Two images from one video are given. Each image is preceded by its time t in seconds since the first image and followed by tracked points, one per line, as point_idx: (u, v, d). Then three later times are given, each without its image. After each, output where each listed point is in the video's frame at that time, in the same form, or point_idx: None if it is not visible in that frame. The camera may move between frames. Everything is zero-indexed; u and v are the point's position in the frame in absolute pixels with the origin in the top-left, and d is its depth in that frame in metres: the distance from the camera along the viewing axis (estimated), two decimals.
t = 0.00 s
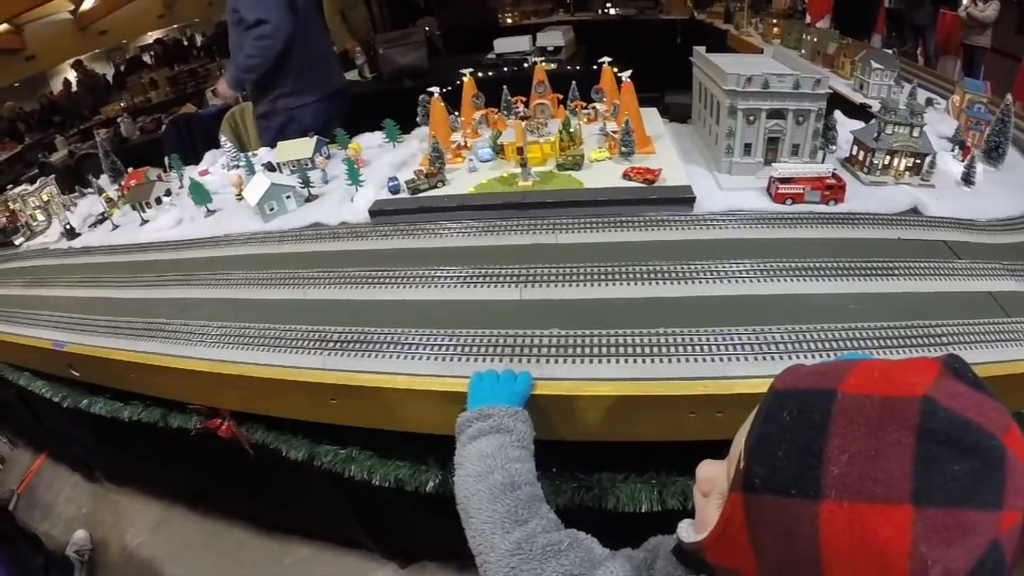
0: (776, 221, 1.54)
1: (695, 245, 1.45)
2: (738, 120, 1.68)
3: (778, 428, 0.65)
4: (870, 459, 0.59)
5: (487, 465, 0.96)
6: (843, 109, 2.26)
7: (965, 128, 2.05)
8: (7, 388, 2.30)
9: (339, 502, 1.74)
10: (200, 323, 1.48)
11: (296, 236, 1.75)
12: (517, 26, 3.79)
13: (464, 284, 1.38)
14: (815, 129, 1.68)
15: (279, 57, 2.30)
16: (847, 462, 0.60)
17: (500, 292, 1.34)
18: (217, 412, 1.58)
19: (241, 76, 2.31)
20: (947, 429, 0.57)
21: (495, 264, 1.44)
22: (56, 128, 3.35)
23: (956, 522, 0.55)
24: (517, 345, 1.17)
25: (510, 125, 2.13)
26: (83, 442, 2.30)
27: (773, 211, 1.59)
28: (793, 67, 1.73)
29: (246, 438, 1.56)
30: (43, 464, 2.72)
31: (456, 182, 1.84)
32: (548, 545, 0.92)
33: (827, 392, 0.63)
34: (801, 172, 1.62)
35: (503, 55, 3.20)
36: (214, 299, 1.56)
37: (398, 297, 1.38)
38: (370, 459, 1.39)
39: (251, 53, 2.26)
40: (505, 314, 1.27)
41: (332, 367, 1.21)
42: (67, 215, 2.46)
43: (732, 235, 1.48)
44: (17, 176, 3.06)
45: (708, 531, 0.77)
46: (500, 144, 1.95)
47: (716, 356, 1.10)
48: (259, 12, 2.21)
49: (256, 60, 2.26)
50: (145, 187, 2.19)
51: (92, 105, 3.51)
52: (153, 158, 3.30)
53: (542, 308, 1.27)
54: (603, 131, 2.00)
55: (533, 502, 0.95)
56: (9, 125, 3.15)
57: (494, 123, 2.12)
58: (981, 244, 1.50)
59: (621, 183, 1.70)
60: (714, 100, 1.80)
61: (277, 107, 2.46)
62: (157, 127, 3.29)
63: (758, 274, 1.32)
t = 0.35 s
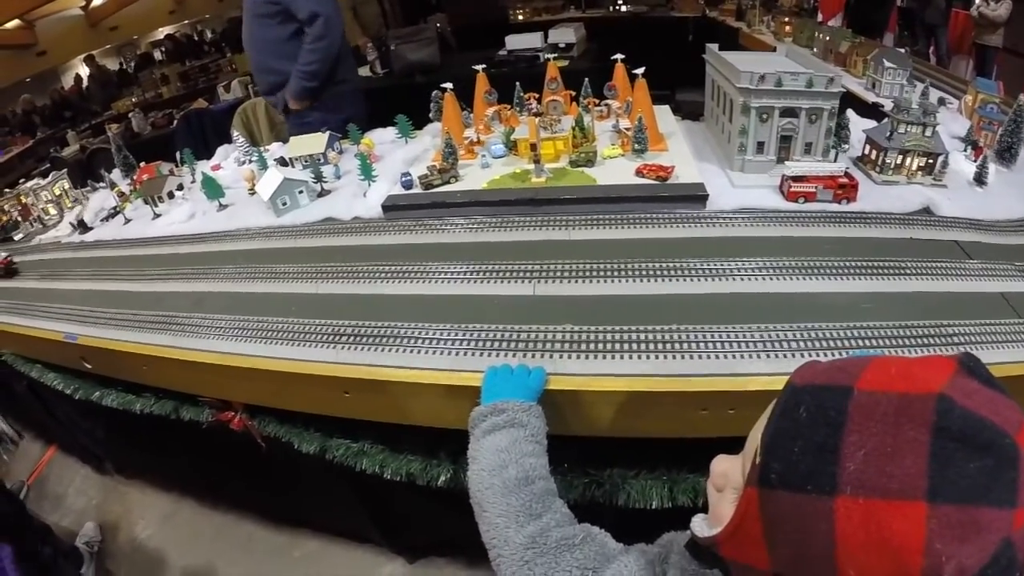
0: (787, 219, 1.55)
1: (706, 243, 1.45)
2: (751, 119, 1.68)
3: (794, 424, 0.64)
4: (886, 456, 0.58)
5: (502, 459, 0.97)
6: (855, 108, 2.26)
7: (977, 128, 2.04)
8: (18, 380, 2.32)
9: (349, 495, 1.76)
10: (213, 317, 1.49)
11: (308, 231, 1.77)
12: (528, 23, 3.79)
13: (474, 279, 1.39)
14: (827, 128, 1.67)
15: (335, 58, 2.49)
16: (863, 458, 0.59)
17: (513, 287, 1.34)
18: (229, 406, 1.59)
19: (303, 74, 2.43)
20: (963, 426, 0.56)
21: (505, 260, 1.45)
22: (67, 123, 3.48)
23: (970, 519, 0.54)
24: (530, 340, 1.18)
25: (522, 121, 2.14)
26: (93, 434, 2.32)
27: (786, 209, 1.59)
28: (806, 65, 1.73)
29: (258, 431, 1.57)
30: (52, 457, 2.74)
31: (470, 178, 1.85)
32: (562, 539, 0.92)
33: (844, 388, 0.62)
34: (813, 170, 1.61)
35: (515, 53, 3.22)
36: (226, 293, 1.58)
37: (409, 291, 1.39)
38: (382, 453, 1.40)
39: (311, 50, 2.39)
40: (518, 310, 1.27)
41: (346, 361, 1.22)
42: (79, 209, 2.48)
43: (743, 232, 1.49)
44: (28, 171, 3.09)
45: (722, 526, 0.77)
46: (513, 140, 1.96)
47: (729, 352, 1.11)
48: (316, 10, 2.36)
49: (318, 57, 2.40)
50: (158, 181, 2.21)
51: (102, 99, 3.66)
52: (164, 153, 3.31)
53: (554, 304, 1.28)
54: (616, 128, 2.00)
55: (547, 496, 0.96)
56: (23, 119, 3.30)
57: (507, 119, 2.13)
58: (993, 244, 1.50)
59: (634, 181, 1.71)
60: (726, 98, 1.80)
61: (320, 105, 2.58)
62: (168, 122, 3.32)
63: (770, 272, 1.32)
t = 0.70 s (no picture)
0: (798, 216, 1.54)
1: (716, 240, 1.44)
2: (761, 115, 1.68)
3: (810, 429, 0.63)
4: (903, 462, 0.57)
5: (513, 458, 0.97)
6: (865, 105, 2.25)
7: (987, 125, 2.03)
8: (30, 375, 2.34)
9: (357, 491, 1.76)
10: (224, 313, 1.50)
11: (318, 227, 1.78)
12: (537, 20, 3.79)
13: (484, 275, 1.40)
14: (838, 125, 1.67)
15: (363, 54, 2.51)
16: (880, 464, 0.58)
17: (524, 283, 1.35)
18: (240, 401, 1.61)
19: (334, 72, 2.46)
20: (981, 433, 0.54)
21: (515, 256, 1.46)
22: (77, 120, 3.51)
23: (986, 527, 0.51)
24: (540, 336, 1.18)
25: (532, 117, 2.14)
26: (103, 429, 2.34)
27: (797, 206, 1.59)
28: (818, 62, 1.72)
29: (269, 426, 1.58)
30: (63, 450, 2.77)
31: (479, 174, 1.85)
32: (573, 539, 0.92)
33: (861, 392, 0.61)
34: (824, 167, 1.61)
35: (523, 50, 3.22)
36: (237, 288, 1.59)
37: (420, 287, 1.40)
38: (392, 448, 1.40)
39: (342, 48, 2.42)
40: (530, 306, 1.28)
41: (357, 356, 1.22)
42: (88, 205, 2.49)
43: (752, 229, 1.48)
44: (39, 167, 3.12)
45: (738, 527, 0.77)
46: (523, 137, 1.96)
47: (741, 349, 1.11)
48: (345, 5, 2.38)
49: (348, 55, 2.43)
50: (168, 177, 2.22)
51: (111, 96, 3.69)
52: (173, 150, 3.33)
53: (564, 300, 1.28)
54: (626, 124, 2.00)
55: (558, 496, 0.96)
56: (33, 115, 3.34)
57: (517, 115, 2.14)
58: (1004, 241, 1.48)
59: (643, 177, 1.71)
60: (737, 94, 1.80)
61: (346, 101, 2.62)
62: (177, 119, 3.34)
63: (781, 269, 1.32)
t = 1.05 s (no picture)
0: (805, 217, 1.54)
1: (723, 242, 1.45)
2: (768, 117, 1.68)
3: (813, 430, 0.64)
4: (904, 461, 0.56)
5: (521, 460, 0.97)
6: (873, 106, 2.25)
7: (994, 126, 2.02)
8: (38, 374, 2.36)
9: (363, 491, 1.77)
10: (232, 313, 1.51)
11: (326, 228, 1.79)
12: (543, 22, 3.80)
13: (492, 276, 1.40)
14: (845, 126, 1.67)
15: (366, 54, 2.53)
16: (881, 465, 0.58)
17: (532, 284, 1.36)
18: (247, 400, 1.62)
19: (336, 72, 2.47)
20: (981, 432, 0.53)
21: (522, 257, 1.47)
22: (84, 121, 3.54)
23: (987, 527, 0.50)
24: (548, 337, 1.19)
25: (539, 119, 2.14)
26: (110, 429, 2.35)
27: (803, 208, 1.59)
28: (825, 63, 1.72)
29: (277, 425, 1.59)
30: (69, 449, 2.79)
31: (487, 176, 1.86)
32: (581, 540, 0.92)
33: (862, 393, 0.61)
34: (831, 169, 1.61)
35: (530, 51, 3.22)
36: (244, 288, 1.60)
37: (427, 287, 1.41)
38: (399, 448, 1.41)
39: (344, 49, 2.43)
40: (537, 307, 1.28)
41: (365, 356, 1.23)
42: (96, 206, 2.51)
43: (759, 231, 1.49)
44: (47, 167, 3.14)
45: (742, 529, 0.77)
46: (530, 138, 1.96)
47: (748, 350, 1.11)
48: (348, 6, 2.40)
49: (351, 55, 2.44)
50: (176, 178, 2.24)
51: (118, 96, 3.71)
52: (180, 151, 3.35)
53: (571, 301, 1.29)
54: (633, 126, 2.01)
55: (566, 497, 0.96)
56: (41, 116, 3.37)
57: (524, 116, 2.14)
58: (1012, 243, 1.48)
59: (650, 178, 1.71)
60: (743, 96, 1.80)
61: (346, 102, 2.63)
62: (184, 120, 3.36)
63: (788, 270, 1.33)
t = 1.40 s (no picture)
0: (808, 220, 1.55)
1: (725, 244, 1.45)
2: (771, 120, 1.68)
3: (806, 424, 0.63)
4: (895, 447, 0.57)
5: (524, 459, 0.97)
6: (876, 109, 2.25)
7: (997, 129, 2.03)
8: (40, 373, 2.37)
9: (364, 490, 1.77)
10: (234, 313, 1.51)
11: (330, 228, 1.79)
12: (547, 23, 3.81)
13: (495, 277, 1.41)
14: (847, 129, 1.67)
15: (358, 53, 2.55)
16: (872, 453, 0.58)
17: (535, 285, 1.36)
18: (249, 400, 1.61)
19: (330, 73, 2.49)
20: (968, 416, 0.53)
21: (525, 258, 1.47)
22: (89, 121, 3.56)
23: (980, 506, 0.50)
24: (549, 339, 1.19)
25: (543, 121, 2.14)
26: (113, 428, 2.36)
27: (806, 211, 1.59)
28: (828, 66, 1.72)
29: (279, 425, 1.60)
30: (72, 448, 2.80)
31: (490, 177, 1.86)
32: (589, 537, 0.91)
33: (851, 385, 0.61)
34: (834, 171, 1.61)
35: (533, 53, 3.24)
36: (247, 289, 1.61)
37: (430, 288, 1.41)
38: (402, 449, 1.42)
39: (337, 49, 2.45)
40: (539, 309, 1.28)
41: (368, 356, 1.24)
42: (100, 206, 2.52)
43: (762, 233, 1.49)
44: (51, 168, 3.16)
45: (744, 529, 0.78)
46: (533, 140, 1.97)
47: (749, 352, 1.11)
48: (339, 7, 2.41)
49: (344, 54, 2.46)
50: (180, 178, 2.25)
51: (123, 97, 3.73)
52: (184, 151, 3.36)
53: (573, 303, 1.29)
54: (636, 129, 2.01)
55: (572, 495, 0.95)
56: (45, 117, 3.39)
57: (528, 118, 2.14)
58: (1013, 246, 1.48)
59: (653, 181, 1.71)
60: (746, 98, 1.81)
61: (342, 101, 2.63)
62: (188, 121, 3.37)
63: (791, 273, 1.33)
